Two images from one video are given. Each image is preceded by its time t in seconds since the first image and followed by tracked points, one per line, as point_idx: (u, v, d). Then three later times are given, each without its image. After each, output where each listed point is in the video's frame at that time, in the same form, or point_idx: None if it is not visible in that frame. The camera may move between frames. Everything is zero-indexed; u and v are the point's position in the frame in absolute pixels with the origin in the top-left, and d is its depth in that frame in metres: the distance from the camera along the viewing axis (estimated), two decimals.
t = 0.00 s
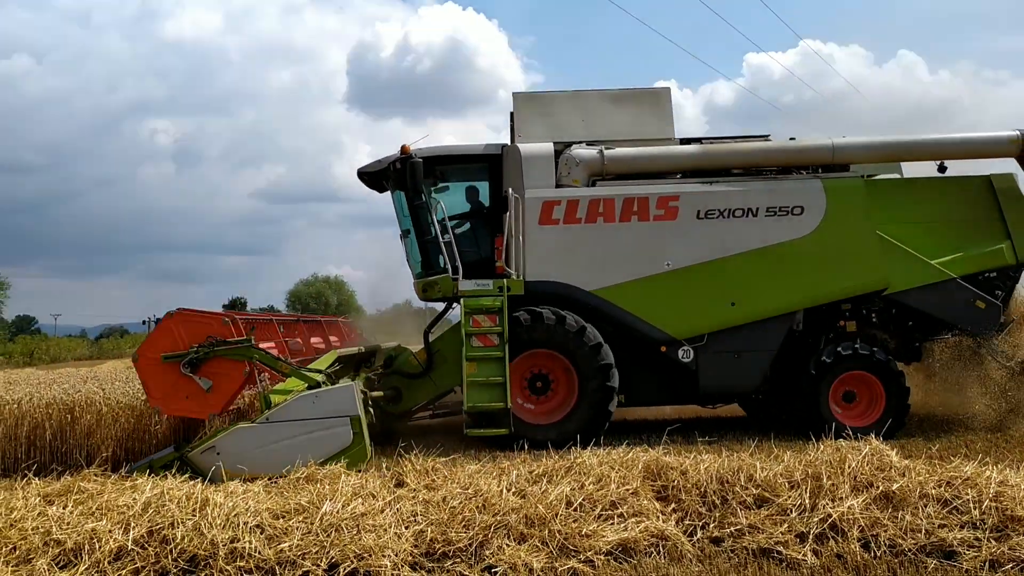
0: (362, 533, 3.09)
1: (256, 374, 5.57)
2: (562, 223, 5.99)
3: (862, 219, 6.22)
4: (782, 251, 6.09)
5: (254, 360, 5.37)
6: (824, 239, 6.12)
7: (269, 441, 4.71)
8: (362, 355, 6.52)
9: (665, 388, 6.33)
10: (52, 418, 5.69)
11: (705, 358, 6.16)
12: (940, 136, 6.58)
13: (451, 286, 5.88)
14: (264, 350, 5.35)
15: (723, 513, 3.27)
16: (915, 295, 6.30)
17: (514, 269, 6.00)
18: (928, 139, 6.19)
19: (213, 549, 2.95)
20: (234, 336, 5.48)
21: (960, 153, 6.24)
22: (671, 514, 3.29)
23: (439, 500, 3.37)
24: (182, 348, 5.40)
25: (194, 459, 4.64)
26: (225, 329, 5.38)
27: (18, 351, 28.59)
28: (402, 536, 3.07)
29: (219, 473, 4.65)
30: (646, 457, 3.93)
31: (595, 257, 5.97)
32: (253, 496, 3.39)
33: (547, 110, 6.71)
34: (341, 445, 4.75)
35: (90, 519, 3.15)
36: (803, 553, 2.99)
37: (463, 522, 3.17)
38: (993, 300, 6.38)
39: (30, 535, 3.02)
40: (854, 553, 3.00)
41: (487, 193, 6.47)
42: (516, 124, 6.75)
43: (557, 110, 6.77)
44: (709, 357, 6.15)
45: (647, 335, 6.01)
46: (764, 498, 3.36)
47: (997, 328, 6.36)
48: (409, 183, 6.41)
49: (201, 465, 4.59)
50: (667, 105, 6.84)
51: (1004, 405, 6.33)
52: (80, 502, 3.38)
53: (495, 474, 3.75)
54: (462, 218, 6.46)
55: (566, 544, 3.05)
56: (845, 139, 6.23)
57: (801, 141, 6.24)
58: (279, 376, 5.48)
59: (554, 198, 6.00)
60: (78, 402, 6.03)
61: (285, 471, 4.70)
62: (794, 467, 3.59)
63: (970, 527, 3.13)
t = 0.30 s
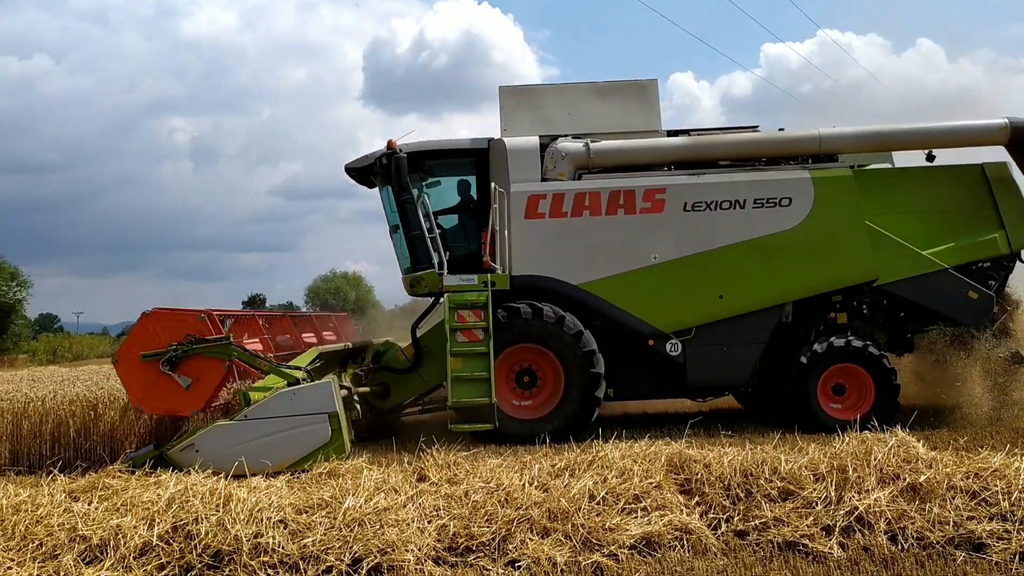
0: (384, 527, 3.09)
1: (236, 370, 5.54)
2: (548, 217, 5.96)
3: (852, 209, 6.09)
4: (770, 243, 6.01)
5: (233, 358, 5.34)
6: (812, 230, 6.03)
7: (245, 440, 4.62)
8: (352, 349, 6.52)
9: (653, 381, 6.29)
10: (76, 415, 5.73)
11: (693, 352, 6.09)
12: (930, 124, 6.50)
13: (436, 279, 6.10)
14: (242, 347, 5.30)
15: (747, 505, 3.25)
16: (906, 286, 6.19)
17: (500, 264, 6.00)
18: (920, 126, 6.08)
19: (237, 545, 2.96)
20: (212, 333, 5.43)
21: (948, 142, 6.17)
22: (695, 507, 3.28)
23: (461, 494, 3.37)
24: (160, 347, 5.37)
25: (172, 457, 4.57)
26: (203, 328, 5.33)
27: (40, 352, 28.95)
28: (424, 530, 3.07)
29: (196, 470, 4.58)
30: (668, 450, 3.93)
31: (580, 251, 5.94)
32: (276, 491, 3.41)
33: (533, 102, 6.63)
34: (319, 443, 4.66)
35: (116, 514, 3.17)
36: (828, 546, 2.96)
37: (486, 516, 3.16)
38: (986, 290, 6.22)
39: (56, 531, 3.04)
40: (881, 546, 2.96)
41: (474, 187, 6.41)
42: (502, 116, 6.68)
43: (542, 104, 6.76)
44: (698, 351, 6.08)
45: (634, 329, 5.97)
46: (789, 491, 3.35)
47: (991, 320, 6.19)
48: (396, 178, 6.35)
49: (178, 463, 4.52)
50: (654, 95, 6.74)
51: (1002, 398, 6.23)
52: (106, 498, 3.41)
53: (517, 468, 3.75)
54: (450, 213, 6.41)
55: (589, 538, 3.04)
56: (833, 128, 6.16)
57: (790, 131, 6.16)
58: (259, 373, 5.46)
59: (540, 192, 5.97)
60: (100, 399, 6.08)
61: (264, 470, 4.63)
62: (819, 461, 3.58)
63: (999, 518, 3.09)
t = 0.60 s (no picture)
0: (408, 517, 3.09)
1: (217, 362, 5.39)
2: (534, 207, 5.93)
3: (842, 196, 6.02)
4: (759, 232, 5.95)
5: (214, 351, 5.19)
6: (801, 219, 5.97)
7: (228, 431, 4.55)
8: (346, 338, 6.50)
9: (642, 372, 6.22)
10: (100, 405, 5.87)
11: (682, 342, 6.05)
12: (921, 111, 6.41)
13: (424, 272, 5.98)
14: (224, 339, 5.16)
15: (772, 494, 3.23)
16: (898, 274, 6.12)
17: (487, 255, 5.98)
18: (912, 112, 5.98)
19: (262, 534, 2.97)
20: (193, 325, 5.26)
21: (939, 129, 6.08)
22: (719, 496, 3.27)
23: (484, 483, 3.38)
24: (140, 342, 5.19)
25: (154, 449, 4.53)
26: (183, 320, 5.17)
27: (61, 344, 29.29)
28: (448, 519, 3.07)
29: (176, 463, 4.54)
30: (692, 439, 3.92)
31: (566, 241, 5.91)
32: (300, 480, 3.42)
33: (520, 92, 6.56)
34: (299, 435, 4.54)
35: (141, 503, 3.19)
36: (856, 536, 2.94)
37: (509, 505, 3.16)
38: (979, 277, 6.11)
39: (83, 520, 3.06)
40: (909, 535, 2.93)
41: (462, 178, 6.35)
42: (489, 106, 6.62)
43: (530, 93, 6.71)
44: (687, 341, 6.04)
45: (621, 319, 5.94)
46: (814, 480, 3.32)
47: (986, 307, 6.06)
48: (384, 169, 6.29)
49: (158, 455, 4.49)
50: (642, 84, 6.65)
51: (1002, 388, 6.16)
52: (132, 487, 3.43)
53: (540, 457, 3.75)
54: (439, 204, 6.36)
55: (613, 527, 3.03)
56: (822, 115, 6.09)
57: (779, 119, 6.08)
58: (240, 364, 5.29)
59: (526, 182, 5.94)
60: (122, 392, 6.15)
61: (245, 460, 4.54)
62: (844, 449, 3.56)
63: None
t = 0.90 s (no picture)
0: (420, 512, 3.10)
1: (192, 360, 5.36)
2: (512, 204, 5.93)
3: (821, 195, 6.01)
4: (737, 230, 5.93)
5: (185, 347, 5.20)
6: (778, 217, 5.96)
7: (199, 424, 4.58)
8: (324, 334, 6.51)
9: (619, 370, 6.21)
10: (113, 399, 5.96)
11: (660, 340, 6.02)
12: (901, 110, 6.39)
13: (401, 269, 6.00)
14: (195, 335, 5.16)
15: (784, 492, 3.23)
16: (876, 274, 6.11)
17: (465, 252, 5.98)
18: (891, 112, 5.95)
19: (275, 528, 2.99)
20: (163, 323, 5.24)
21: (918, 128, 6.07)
22: (731, 493, 3.28)
23: (496, 480, 3.38)
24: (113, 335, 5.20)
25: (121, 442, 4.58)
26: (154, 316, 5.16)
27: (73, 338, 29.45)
28: (460, 515, 3.08)
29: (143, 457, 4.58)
30: (704, 436, 3.93)
31: (544, 238, 5.91)
32: (313, 475, 3.44)
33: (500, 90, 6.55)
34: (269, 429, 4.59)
35: (156, 497, 3.21)
36: (868, 534, 2.93)
37: (521, 501, 3.17)
38: (957, 277, 6.13)
39: (99, 513, 3.08)
40: (921, 534, 2.93)
41: (442, 175, 6.34)
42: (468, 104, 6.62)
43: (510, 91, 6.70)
44: (664, 339, 6.01)
45: (599, 317, 5.94)
46: (827, 478, 3.32)
47: (965, 306, 6.09)
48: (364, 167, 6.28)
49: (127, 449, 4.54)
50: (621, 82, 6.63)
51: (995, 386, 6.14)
52: (147, 481, 3.46)
53: (552, 453, 3.76)
54: (420, 202, 6.35)
55: (625, 523, 3.04)
56: (800, 113, 6.07)
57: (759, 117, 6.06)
58: (211, 360, 5.28)
59: (504, 179, 5.94)
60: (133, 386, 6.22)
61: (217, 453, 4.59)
62: (857, 447, 3.56)
63: None
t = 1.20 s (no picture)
0: (432, 510, 3.11)
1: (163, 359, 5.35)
2: (490, 204, 5.95)
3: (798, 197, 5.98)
4: (715, 230, 5.91)
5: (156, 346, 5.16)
6: (756, 218, 5.93)
7: (170, 424, 4.63)
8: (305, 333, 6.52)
9: (597, 371, 6.21)
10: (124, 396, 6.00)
11: (637, 340, 6.02)
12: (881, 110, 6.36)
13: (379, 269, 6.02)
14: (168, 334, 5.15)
15: (796, 493, 3.23)
16: (855, 275, 6.07)
17: (443, 252, 6.01)
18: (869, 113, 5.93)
19: (288, 525, 3.00)
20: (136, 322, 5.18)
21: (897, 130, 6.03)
22: (743, 494, 3.28)
23: (508, 479, 3.39)
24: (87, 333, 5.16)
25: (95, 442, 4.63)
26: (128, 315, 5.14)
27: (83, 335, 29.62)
28: (472, 513, 3.09)
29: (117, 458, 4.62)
30: (716, 436, 3.93)
31: (521, 238, 5.92)
32: (326, 473, 3.46)
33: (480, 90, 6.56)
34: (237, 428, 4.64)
35: (170, 494, 3.23)
36: (881, 535, 2.93)
37: (532, 500, 3.18)
38: (937, 278, 6.07)
39: (114, 510, 3.09)
40: (934, 535, 2.92)
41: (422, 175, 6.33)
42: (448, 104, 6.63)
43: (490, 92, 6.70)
44: (642, 339, 6.01)
45: (575, 317, 5.95)
46: (839, 479, 3.32)
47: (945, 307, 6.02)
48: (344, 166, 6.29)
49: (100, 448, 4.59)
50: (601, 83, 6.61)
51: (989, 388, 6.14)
52: (161, 478, 3.47)
53: (564, 453, 3.76)
54: (400, 202, 6.35)
55: (636, 523, 3.04)
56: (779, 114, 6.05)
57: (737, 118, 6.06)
58: (184, 360, 5.24)
59: (482, 179, 5.97)
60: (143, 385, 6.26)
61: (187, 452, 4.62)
62: (870, 448, 3.55)
63: None
